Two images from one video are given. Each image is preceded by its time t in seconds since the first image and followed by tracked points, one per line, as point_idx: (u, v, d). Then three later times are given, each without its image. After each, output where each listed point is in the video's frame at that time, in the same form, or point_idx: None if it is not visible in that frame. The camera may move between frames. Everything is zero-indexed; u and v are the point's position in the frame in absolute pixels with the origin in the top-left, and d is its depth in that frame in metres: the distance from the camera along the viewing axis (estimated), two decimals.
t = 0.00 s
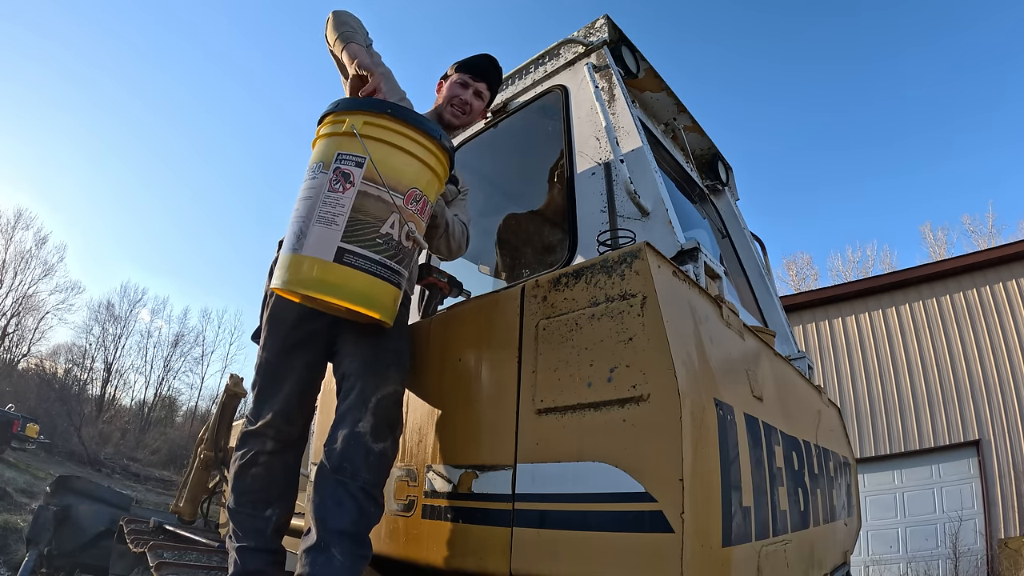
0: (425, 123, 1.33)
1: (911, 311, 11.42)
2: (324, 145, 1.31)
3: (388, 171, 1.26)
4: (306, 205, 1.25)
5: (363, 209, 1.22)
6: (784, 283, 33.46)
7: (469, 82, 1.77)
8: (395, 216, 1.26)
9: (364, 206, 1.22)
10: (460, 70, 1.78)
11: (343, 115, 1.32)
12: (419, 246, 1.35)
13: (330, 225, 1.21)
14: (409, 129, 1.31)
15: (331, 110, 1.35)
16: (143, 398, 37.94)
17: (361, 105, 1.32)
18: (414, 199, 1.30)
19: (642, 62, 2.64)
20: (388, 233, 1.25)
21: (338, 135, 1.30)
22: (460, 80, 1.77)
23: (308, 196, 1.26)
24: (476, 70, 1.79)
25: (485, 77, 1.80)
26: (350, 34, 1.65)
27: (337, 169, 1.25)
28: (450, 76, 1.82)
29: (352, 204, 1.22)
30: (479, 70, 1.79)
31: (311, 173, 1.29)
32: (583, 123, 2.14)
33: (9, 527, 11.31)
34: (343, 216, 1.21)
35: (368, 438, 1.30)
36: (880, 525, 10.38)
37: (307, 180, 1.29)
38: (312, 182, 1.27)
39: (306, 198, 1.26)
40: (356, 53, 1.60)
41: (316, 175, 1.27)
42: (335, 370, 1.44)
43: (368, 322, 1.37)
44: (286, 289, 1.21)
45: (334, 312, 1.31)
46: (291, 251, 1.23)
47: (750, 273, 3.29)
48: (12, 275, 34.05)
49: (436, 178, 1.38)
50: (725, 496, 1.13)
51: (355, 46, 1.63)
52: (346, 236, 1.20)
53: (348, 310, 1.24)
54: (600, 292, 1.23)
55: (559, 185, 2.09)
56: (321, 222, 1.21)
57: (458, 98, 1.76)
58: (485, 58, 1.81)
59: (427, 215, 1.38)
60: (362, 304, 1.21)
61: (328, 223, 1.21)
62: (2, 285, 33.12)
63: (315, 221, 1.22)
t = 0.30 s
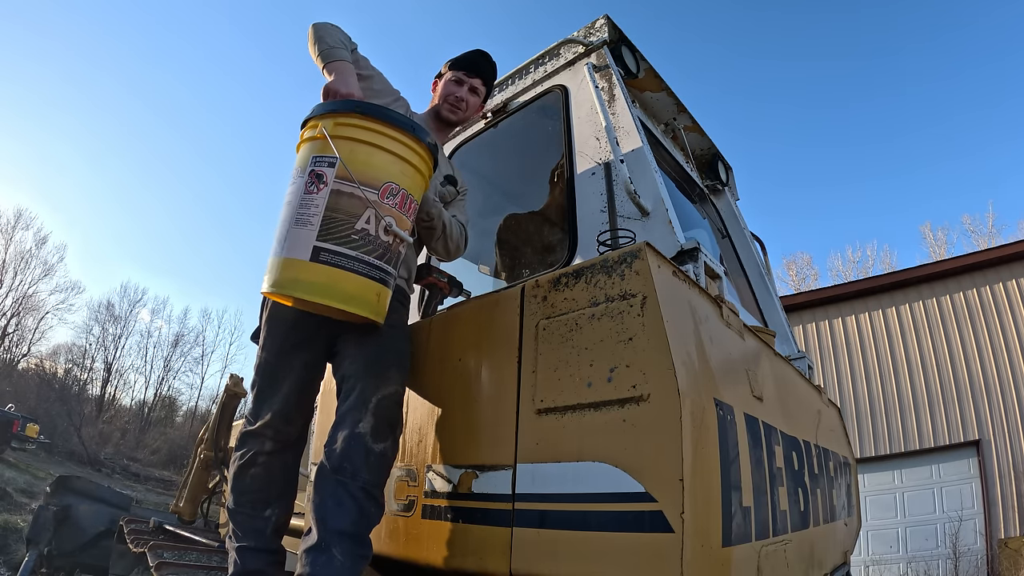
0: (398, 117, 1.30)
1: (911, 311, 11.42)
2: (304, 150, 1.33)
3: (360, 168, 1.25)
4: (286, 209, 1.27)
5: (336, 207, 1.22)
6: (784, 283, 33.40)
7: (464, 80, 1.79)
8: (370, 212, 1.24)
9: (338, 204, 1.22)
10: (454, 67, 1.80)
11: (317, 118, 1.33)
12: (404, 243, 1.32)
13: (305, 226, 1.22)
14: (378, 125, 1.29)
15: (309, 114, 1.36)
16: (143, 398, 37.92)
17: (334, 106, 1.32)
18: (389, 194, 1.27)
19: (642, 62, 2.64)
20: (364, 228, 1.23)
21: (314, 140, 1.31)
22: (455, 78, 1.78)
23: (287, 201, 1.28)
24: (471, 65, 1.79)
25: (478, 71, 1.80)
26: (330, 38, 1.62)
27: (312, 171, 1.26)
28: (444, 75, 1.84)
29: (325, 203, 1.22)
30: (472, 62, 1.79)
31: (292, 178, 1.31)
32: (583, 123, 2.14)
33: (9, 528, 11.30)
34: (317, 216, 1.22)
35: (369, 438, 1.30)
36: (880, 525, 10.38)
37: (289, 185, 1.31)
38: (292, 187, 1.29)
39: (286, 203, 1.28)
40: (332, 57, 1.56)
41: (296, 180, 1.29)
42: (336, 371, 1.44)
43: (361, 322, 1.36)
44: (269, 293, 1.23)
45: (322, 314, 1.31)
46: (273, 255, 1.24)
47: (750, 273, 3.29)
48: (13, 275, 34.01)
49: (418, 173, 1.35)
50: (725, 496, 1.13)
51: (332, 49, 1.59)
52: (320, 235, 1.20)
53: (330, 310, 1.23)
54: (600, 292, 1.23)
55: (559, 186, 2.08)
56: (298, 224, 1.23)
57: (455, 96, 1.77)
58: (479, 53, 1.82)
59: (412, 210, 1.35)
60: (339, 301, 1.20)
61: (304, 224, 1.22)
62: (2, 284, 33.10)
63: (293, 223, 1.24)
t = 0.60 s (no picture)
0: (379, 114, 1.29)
1: (911, 311, 11.42)
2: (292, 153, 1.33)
3: (343, 167, 1.25)
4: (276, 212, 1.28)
5: (322, 208, 1.22)
6: (784, 283, 33.39)
7: (456, 76, 1.80)
8: (356, 210, 1.23)
9: (325, 204, 1.22)
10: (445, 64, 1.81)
11: (302, 121, 1.33)
12: (394, 240, 1.31)
13: (293, 228, 1.22)
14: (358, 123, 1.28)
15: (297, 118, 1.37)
16: (143, 398, 37.92)
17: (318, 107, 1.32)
18: (376, 192, 1.26)
19: (642, 62, 2.64)
20: (350, 227, 1.23)
21: (300, 142, 1.31)
22: (447, 74, 1.80)
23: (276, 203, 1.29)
24: (463, 60, 1.80)
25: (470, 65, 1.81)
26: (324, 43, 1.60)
27: (299, 173, 1.27)
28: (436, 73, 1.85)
29: (311, 204, 1.22)
30: (462, 56, 1.80)
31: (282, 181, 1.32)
32: (583, 123, 2.14)
33: (9, 527, 11.30)
34: (304, 217, 1.22)
35: (368, 438, 1.30)
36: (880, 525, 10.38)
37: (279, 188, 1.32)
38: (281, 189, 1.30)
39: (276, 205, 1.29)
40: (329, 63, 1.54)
41: (285, 183, 1.30)
42: (335, 371, 1.44)
43: (358, 322, 1.35)
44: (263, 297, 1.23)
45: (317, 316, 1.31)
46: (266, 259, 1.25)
47: (750, 273, 3.29)
48: (13, 275, 33.98)
49: (408, 170, 1.34)
50: (725, 496, 1.13)
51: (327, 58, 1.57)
52: (308, 236, 1.21)
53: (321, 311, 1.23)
54: (600, 292, 1.23)
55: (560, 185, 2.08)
56: (286, 226, 1.23)
57: (447, 91, 1.79)
58: (470, 48, 1.82)
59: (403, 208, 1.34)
60: (328, 301, 1.19)
61: (292, 227, 1.22)
62: (2, 284, 33.08)
63: (282, 225, 1.24)
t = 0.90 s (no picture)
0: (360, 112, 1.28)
1: (911, 311, 11.42)
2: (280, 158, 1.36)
3: (318, 168, 1.25)
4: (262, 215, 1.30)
5: (297, 208, 1.22)
6: (784, 283, 33.35)
7: (450, 78, 1.79)
8: (330, 207, 1.23)
9: (300, 204, 1.22)
10: (439, 62, 1.79)
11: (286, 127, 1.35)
12: (375, 236, 1.29)
13: (273, 229, 1.23)
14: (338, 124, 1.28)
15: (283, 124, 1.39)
16: (143, 398, 37.92)
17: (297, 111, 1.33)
18: (350, 188, 1.25)
19: (642, 62, 2.64)
20: (324, 224, 1.22)
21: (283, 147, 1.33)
22: (441, 76, 1.79)
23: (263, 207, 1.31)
24: (451, 58, 1.78)
25: (464, 67, 1.79)
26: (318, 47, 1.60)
27: (280, 177, 1.29)
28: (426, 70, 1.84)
29: (288, 206, 1.23)
30: (452, 54, 1.78)
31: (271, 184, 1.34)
32: (583, 123, 2.14)
33: (9, 528, 11.30)
34: (282, 218, 1.23)
35: (368, 438, 1.31)
36: (880, 525, 10.39)
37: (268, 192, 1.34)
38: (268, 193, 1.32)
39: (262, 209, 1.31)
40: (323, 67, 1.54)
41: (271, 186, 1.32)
42: (335, 371, 1.43)
43: (349, 322, 1.33)
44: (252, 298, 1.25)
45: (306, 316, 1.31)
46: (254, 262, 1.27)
47: (750, 273, 3.29)
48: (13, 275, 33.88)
49: (392, 168, 1.33)
50: (725, 496, 1.13)
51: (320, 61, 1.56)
52: (285, 236, 1.21)
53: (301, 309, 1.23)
54: (600, 292, 1.23)
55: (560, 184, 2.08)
56: (268, 228, 1.25)
57: (440, 94, 1.81)
58: (461, 45, 1.79)
59: (387, 205, 1.32)
60: (302, 299, 1.19)
61: (272, 228, 1.24)
62: (2, 284, 33.05)
63: (264, 228, 1.26)
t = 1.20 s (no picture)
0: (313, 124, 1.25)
1: (911, 311, 11.42)
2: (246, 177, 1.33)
3: (280, 189, 1.23)
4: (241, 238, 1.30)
5: (265, 231, 1.21)
6: (784, 283, 33.35)
7: (449, 81, 1.77)
8: (297, 227, 1.21)
9: (268, 228, 1.22)
10: (438, 64, 1.75)
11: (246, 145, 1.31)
12: (350, 244, 1.26)
13: (246, 256, 1.23)
14: (293, 136, 1.24)
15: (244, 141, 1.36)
16: (143, 398, 37.91)
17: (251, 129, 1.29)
18: (314, 203, 1.22)
19: (642, 62, 2.64)
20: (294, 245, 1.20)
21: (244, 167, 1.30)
22: (441, 78, 1.76)
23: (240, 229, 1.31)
24: (444, 57, 1.74)
25: (463, 68, 1.75)
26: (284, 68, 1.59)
27: (247, 200, 1.28)
28: (422, 69, 1.80)
29: (256, 231, 1.22)
30: (443, 51, 1.74)
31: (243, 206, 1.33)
32: (583, 123, 2.14)
33: (9, 528, 11.30)
34: (252, 244, 1.22)
35: (368, 439, 1.31)
36: (880, 525, 10.39)
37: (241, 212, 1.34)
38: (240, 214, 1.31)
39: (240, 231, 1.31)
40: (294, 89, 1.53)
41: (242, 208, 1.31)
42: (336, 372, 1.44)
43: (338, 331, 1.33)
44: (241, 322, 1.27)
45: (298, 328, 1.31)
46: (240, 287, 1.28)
47: (750, 273, 3.29)
48: (13, 275, 33.84)
49: (361, 173, 1.29)
50: (725, 495, 1.13)
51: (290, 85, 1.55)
52: (257, 261, 1.21)
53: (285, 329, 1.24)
54: (600, 292, 1.23)
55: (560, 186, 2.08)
56: (244, 254, 1.25)
57: (440, 97, 1.79)
58: (452, 42, 1.76)
59: (359, 212, 1.28)
60: (284, 323, 1.20)
61: (246, 255, 1.24)
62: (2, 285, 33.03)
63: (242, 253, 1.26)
